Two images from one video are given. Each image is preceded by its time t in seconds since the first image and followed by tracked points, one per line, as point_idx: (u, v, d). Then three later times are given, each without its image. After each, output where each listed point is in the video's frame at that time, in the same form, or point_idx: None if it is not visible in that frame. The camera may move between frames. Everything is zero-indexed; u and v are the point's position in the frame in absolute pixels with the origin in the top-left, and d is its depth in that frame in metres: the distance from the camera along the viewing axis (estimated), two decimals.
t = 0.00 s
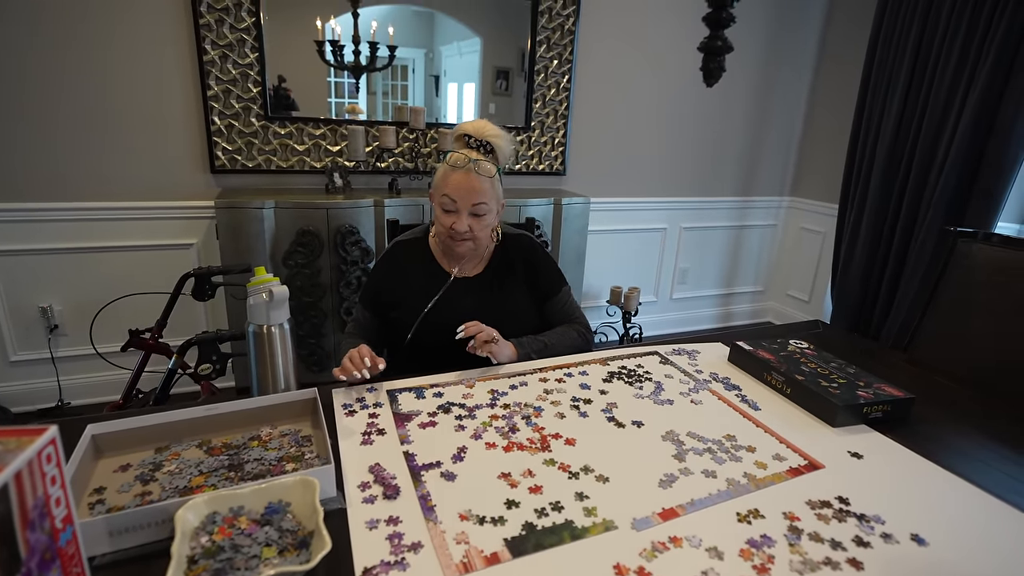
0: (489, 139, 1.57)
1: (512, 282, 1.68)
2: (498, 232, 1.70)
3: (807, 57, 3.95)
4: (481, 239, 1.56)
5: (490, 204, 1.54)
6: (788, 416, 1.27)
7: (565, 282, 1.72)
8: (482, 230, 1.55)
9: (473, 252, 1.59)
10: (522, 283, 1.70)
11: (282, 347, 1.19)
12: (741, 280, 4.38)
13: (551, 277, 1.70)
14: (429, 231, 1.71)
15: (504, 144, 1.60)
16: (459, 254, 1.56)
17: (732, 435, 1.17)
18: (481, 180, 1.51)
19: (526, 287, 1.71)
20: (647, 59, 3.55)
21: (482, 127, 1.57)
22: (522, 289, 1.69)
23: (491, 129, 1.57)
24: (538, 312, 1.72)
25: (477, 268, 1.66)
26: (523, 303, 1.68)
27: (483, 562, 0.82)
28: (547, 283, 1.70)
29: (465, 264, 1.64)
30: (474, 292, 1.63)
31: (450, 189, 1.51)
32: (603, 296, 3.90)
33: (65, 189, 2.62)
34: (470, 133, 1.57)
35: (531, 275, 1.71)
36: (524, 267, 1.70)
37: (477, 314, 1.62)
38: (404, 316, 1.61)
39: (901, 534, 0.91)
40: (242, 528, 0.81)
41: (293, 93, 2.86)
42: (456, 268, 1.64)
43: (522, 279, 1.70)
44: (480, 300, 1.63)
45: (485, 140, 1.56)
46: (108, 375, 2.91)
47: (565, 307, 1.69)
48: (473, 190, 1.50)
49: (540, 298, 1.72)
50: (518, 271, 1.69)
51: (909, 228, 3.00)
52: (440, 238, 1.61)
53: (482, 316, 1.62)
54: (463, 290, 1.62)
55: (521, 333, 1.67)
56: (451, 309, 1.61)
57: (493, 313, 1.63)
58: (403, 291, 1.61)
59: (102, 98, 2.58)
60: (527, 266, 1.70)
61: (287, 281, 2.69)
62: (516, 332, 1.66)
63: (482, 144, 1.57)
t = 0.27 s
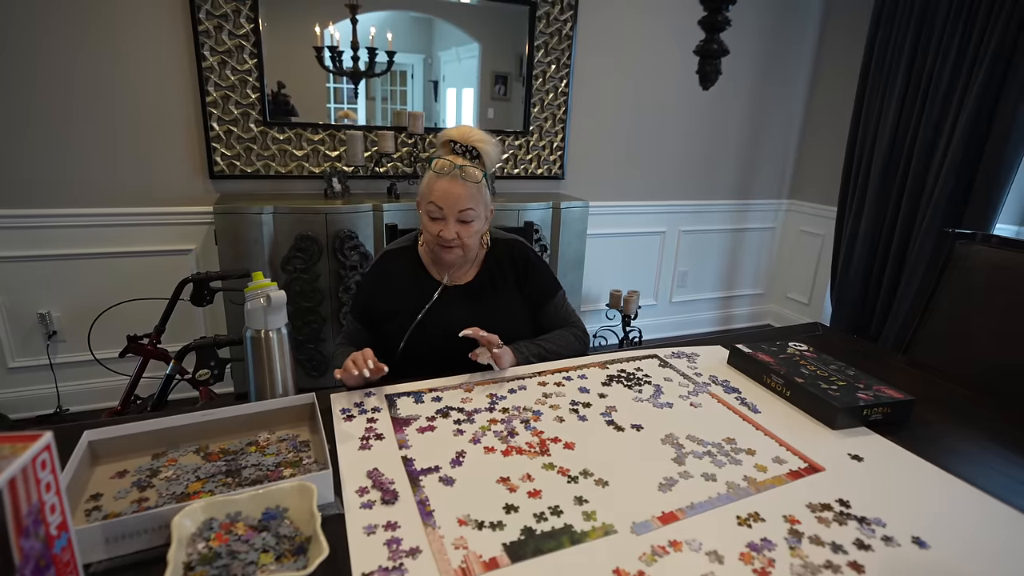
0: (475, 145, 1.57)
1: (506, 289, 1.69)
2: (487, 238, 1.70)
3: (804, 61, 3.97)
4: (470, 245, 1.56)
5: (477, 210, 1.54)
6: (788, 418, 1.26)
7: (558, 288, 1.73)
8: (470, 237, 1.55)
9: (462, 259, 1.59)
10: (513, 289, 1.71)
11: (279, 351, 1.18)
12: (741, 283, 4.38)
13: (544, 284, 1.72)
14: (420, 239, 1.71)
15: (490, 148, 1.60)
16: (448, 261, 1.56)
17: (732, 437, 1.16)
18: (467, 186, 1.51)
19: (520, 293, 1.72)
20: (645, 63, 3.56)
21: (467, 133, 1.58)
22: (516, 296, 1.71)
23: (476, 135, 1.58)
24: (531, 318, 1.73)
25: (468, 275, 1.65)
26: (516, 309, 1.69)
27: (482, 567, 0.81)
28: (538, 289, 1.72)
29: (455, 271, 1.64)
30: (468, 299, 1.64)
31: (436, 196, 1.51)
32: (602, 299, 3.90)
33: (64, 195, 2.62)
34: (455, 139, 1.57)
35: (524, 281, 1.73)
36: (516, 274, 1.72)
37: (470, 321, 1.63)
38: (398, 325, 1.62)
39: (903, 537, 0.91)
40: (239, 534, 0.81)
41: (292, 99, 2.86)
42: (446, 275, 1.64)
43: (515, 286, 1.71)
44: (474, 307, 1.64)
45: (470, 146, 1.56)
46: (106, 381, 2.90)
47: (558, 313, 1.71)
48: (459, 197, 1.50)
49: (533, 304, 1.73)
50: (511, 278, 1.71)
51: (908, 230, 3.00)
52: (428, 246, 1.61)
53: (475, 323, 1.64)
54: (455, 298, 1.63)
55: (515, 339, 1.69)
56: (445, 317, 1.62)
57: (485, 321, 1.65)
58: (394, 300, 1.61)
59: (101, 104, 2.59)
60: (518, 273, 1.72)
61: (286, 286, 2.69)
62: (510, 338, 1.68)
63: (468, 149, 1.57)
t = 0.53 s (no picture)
0: (470, 138, 1.56)
1: (505, 284, 1.69)
2: (484, 233, 1.69)
3: (807, 54, 3.94)
4: (467, 241, 1.55)
5: (473, 205, 1.53)
6: (790, 411, 1.26)
7: (558, 283, 1.73)
8: (466, 233, 1.54)
9: (458, 255, 1.58)
10: (512, 287, 1.71)
11: (280, 344, 1.18)
12: (743, 277, 4.37)
13: (544, 279, 1.72)
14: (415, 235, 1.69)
15: (485, 142, 1.60)
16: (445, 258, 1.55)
17: (733, 430, 1.16)
18: (463, 181, 1.50)
19: (519, 288, 1.73)
20: (647, 57, 3.54)
21: (461, 127, 1.56)
22: (515, 291, 1.71)
23: (471, 128, 1.57)
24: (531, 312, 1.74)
25: (465, 271, 1.65)
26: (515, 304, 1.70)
27: (483, 559, 0.81)
28: (537, 286, 1.72)
29: (451, 267, 1.63)
30: (468, 294, 1.64)
31: (431, 192, 1.49)
32: (604, 294, 3.89)
33: (65, 190, 2.62)
34: (449, 133, 1.56)
35: (523, 276, 1.73)
36: (515, 269, 1.72)
37: (468, 317, 1.64)
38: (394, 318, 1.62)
39: (905, 529, 0.90)
40: (241, 527, 0.81)
41: (293, 94, 2.85)
42: (443, 272, 1.63)
43: (514, 281, 1.72)
44: (474, 302, 1.64)
45: (465, 140, 1.55)
46: (109, 375, 2.91)
47: (558, 307, 1.71)
48: (454, 192, 1.48)
49: (533, 299, 1.73)
50: (510, 273, 1.71)
51: (911, 224, 2.99)
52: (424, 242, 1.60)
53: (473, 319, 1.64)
54: (453, 293, 1.62)
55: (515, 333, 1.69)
56: (445, 312, 1.62)
57: (483, 317, 1.65)
58: (393, 294, 1.61)
59: (101, 99, 2.58)
60: (517, 270, 1.72)
61: (287, 280, 2.69)
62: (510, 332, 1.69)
63: (463, 143, 1.56)
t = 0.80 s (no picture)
0: (470, 127, 1.55)
1: (505, 274, 1.69)
2: (485, 223, 1.67)
3: (811, 44, 3.90)
4: (468, 231, 1.54)
5: (474, 195, 1.52)
6: (791, 401, 1.26)
7: (559, 273, 1.72)
8: (468, 223, 1.53)
9: (460, 245, 1.58)
10: (513, 278, 1.71)
11: (281, 333, 1.18)
12: (745, 269, 4.36)
13: (545, 269, 1.71)
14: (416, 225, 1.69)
15: (486, 131, 1.58)
16: (446, 248, 1.55)
17: (734, 419, 1.16)
18: (463, 171, 1.49)
19: (520, 278, 1.72)
20: (650, 47, 3.51)
21: (462, 116, 1.55)
22: (516, 282, 1.71)
23: (471, 117, 1.56)
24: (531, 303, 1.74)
25: (467, 261, 1.65)
26: (516, 294, 1.70)
27: (484, 546, 0.81)
28: (539, 276, 1.71)
29: (453, 257, 1.63)
30: (468, 285, 1.64)
31: (432, 181, 1.49)
32: (605, 285, 3.89)
33: (66, 181, 2.61)
34: (450, 122, 1.55)
35: (524, 266, 1.72)
36: (516, 259, 1.71)
37: (468, 308, 1.64)
38: (394, 310, 1.62)
39: (905, 517, 0.90)
40: (242, 513, 0.81)
41: (294, 85, 2.84)
42: (444, 262, 1.63)
43: (515, 271, 1.71)
44: (474, 292, 1.64)
45: (466, 129, 1.54)
46: (111, 366, 2.92)
47: (558, 298, 1.71)
48: (455, 181, 1.48)
49: (534, 289, 1.73)
50: (510, 263, 1.70)
51: (913, 215, 2.98)
52: (425, 232, 1.59)
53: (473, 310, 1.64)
54: (453, 284, 1.63)
55: (516, 324, 1.69)
56: (444, 303, 1.62)
57: (483, 309, 1.65)
58: (393, 287, 1.61)
59: (100, 89, 2.57)
60: (518, 260, 1.71)
61: (288, 271, 2.68)
62: (510, 323, 1.69)
63: (463, 132, 1.54)
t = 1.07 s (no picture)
0: (476, 112, 1.53)
1: (508, 260, 1.69)
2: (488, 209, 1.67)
3: (817, 29, 3.85)
4: (467, 216, 1.53)
5: (475, 181, 1.51)
6: (793, 386, 1.25)
7: (562, 259, 1.72)
8: (468, 208, 1.52)
9: (460, 231, 1.57)
10: (516, 263, 1.71)
11: (282, 318, 1.18)
12: (747, 256, 4.34)
13: (548, 255, 1.71)
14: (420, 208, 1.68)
15: (493, 118, 1.56)
16: (445, 232, 1.55)
17: (736, 405, 1.16)
18: (464, 156, 1.47)
19: (522, 264, 1.72)
20: (653, 32, 3.46)
21: (469, 100, 1.52)
22: (519, 268, 1.71)
23: (478, 102, 1.53)
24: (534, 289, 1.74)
25: (468, 246, 1.65)
26: (519, 280, 1.69)
27: (485, 529, 0.81)
28: (542, 262, 1.71)
29: (453, 242, 1.62)
30: (471, 270, 1.64)
31: (433, 165, 1.47)
32: (607, 273, 3.88)
33: (65, 167, 2.60)
34: (456, 106, 1.52)
35: (527, 252, 1.72)
36: (519, 245, 1.71)
37: (471, 293, 1.63)
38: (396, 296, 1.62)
39: (906, 502, 0.90)
40: (244, 496, 0.81)
41: (294, 72, 2.81)
42: (445, 246, 1.63)
43: (518, 257, 1.71)
44: (478, 277, 1.64)
45: (471, 114, 1.52)
46: (113, 353, 2.93)
47: (562, 283, 1.71)
48: (456, 166, 1.46)
49: (537, 275, 1.73)
50: (513, 248, 1.70)
51: (917, 202, 2.96)
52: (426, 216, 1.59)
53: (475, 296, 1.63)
54: (456, 270, 1.63)
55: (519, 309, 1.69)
56: (447, 288, 1.61)
57: (486, 294, 1.65)
58: (393, 274, 1.61)
59: (97, 75, 2.54)
60: (521, 246, 1.71)
61: (290, 258, 2.68)
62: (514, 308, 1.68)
63: (469, 118, 1.53)
